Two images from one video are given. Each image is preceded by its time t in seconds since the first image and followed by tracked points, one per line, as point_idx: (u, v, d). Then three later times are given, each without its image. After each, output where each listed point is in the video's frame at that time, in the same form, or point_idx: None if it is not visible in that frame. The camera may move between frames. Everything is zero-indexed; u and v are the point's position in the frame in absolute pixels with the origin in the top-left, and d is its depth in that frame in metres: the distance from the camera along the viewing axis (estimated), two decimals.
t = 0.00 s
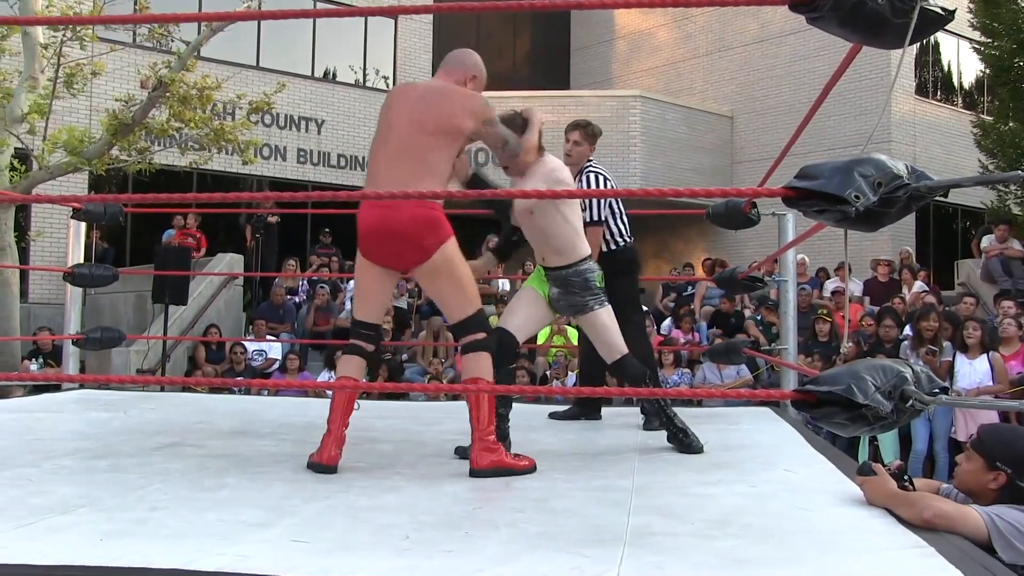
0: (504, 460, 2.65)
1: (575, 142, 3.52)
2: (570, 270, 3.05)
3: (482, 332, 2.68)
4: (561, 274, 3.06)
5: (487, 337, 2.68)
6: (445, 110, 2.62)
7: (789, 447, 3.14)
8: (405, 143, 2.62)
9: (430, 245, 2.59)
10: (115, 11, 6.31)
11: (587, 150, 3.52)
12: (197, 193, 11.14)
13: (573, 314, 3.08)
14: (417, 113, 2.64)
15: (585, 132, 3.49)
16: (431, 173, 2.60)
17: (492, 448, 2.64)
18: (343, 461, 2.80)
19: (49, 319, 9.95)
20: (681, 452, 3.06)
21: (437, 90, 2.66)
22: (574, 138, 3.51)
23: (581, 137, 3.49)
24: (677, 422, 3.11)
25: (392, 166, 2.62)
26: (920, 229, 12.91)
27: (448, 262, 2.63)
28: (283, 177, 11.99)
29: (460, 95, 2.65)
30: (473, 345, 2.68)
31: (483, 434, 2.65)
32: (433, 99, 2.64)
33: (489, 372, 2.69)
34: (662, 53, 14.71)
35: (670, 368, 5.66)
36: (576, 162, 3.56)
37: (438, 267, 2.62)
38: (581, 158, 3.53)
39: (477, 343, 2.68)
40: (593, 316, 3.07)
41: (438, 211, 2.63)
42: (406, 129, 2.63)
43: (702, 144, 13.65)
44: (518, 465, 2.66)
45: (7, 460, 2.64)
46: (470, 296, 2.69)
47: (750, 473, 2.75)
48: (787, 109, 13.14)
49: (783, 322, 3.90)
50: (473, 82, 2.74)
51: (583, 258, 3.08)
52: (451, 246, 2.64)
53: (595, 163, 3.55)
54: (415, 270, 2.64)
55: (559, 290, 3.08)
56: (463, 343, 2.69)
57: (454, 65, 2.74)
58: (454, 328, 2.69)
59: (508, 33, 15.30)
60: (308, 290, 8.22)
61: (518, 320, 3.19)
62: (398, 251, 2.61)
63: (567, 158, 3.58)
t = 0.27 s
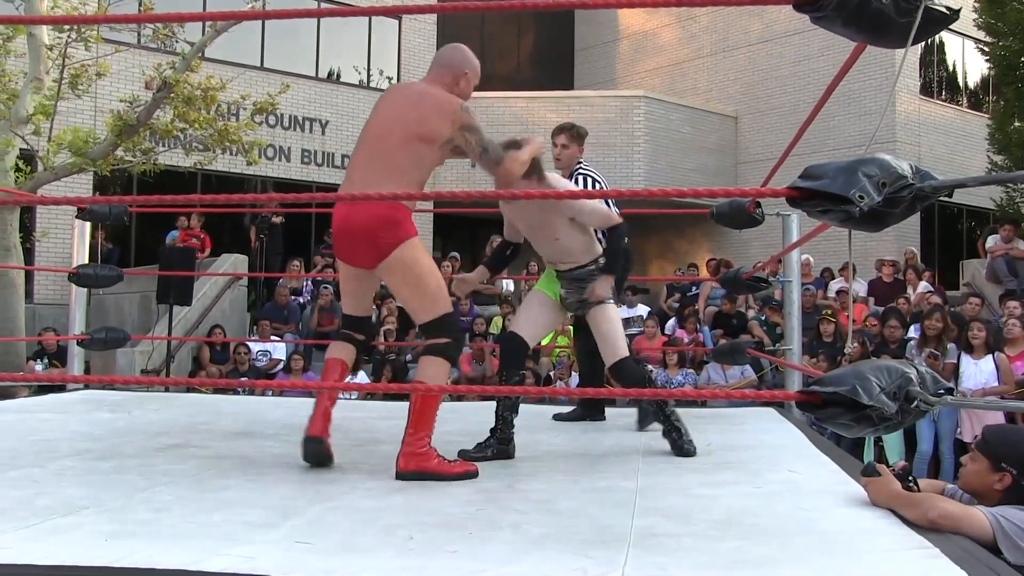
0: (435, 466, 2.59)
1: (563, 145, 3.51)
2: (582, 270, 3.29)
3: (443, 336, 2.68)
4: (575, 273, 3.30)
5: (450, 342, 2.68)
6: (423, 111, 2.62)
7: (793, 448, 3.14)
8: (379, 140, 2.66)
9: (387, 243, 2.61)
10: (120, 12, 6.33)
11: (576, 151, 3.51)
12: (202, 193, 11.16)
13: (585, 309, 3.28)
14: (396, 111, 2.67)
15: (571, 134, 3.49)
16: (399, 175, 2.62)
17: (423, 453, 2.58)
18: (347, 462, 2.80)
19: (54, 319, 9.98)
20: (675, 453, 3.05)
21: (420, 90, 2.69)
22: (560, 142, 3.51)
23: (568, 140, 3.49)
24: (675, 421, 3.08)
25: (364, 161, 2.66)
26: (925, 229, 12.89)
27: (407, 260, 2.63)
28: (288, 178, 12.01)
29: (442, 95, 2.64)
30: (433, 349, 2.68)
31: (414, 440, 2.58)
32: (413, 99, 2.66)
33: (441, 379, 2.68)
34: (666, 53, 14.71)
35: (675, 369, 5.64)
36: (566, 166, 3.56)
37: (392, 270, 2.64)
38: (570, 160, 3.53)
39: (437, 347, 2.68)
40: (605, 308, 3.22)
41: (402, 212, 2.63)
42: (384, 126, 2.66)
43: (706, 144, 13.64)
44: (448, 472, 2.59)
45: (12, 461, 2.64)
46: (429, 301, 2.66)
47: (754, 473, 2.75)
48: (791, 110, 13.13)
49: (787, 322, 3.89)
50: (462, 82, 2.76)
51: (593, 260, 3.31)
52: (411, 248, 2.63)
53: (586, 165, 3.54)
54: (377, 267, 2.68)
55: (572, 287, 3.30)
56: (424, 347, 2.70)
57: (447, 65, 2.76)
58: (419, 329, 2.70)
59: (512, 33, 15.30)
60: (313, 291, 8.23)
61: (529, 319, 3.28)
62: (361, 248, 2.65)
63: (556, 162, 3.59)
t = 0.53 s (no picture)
0: (437, 467, 2.59)
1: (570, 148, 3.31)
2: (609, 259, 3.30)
3: (435, 334, 2.68)
4: (600, 263, 3.30)
5: (443, 339, 2.68)
6: (409, 109, 2.66)
7: (799, 449, 3.14)
8: (366, 141, 2.68)
9: (376, 243, 2.62)
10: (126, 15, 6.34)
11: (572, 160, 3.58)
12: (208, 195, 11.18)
13: (606, 300, 3.30)
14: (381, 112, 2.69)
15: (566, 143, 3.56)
16: (383, 172, 2.63)
17: (425, 452, 2.59)
18: (353, 463, 2.81)
19: (60, 320, 10.01)
20: (677, 456, 3.03)
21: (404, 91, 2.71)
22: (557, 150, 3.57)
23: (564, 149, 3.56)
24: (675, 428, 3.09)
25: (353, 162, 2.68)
26: (931, 229, 12.86)
27: (396, 261, 2.63)
28: (293, 179, 12.02)
29: (421, 92, 2.69)
30: (425, 348, 2.69)
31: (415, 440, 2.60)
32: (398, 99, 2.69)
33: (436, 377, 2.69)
34: (671, 54, 14.71)
35: (680, 369, 5.63)
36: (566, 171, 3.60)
37: (381, 271, 2.64)
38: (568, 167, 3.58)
39: (429, 346, 2.68)
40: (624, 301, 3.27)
41: (388, 212, 2.65)
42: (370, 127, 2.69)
43: (711, 145, 13.62)
44: (450, 471, 2.60)
45: (19, 461, 2.65)
46: (420, 297, 2.66)
47: (760, 474, 2.75)
48: (796, 110, 13.11)
49: (793, 323, 3.89)
50: (443, 78, 2.76)
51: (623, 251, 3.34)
52: (396, 246, 2.64)
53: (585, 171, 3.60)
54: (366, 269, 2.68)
55: (595, 278, 3.30)
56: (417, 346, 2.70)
57: (426, 64, 2.78)
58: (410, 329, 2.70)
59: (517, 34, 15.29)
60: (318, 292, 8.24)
61: (548, 310, 3.31)
62: (347, 250, 2.68)
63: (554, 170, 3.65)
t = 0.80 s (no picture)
0: (443, 472, 2.58)
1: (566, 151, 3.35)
2: (594, 269, 3.27)
3: (442, 340, 2.69)
4: (586, 274, 3.27)
5: (451, 345, 2.70)
6: (419, 111, 2.65)
7: (804, 451, 3.13)
8: (377, 144, 2.67)
9: (386, 245, 2.62)
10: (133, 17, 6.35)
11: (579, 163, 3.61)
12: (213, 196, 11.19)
13: (594, 313, 3.27)
14: (391, 115, 2.69)
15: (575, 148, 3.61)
16: (394, 174, 2.62)
17: (429, 458, 2.58)
18: (356, 464, 2.81)
19: (65, 321, 10.02)
20: (681, 460, 3.00)
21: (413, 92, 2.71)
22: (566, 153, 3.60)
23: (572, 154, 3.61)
24: (679, 432, 3.07)
25: (363, 165, 2.68)
26: (936, 232, 12.84)
27: (408, 263, 2.63)
28: (298, 181, 12.03)
29: (430, 92, 2.69)
30: (431, 353, 2.69)
31: (420, 444, 2.58)
32: (407, 101, 2.69)
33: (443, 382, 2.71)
34: (676, 56, 14.70)
35: (686, 371, 5.63)
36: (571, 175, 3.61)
37: (391, 274, 2.63)
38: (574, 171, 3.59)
39: (435, 351, 2.70)
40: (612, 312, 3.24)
41: (398, 213, 2.65)
42: (380, 130, 2.68)
43: (716, 147, 13.62)
44: (456, 475, 2.59)
45: (24, 462, 2.66)
46: (429, 301, 2.67)
47: (765, 477, 2.74)
48: (801, 113, 13.09)
49: (798, 325, 3.88)
50: (451, 79, 2.77)
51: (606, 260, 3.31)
52: (407, 248, 2.63)
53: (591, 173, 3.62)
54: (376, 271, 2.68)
55: (583, 290, 3.28)
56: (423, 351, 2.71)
57: (434, 66, 2.79)
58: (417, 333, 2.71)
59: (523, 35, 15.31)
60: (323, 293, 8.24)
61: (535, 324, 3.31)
62: (357, 253, 2.67)
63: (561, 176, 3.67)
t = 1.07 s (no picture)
0: (441, 469, 2.59)
1: (577, 151, 3.49)
2: (548, 280, 3.05)
3: (435, 334, 2.68)
4: (541, 285, 3.06)
5: (444, 338, 2.68)
6: (410, 115, 2.65)
7: (809, 453, 3.13)
8: (365, 145, 2.66)
9: (376, 246, 2.63)
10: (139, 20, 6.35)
11: (588, 159, 3.51)
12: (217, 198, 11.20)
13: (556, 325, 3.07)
14: (382, 115, 2.68)
15: (586, 141, 3.47)
16: (384, 176, 2.63)
17: (428, 453, 2.59)
18: (360, 466, 2.80)
19: (69, 323, 10.03)
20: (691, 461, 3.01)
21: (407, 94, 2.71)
22: (575, 148, 3.49)
23: (583, 147, 3.47)
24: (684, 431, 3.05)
25: (351, 165, 2.67)
26: (941, 234, 12.85)
27: (396, 265, 2.64)
28: (302, 182, 12.04)
29: (422, 97, 2.69)
30: (424, 347, 2.67)
31: (420, 441, 2.58)
32: (399, 103, 2.68)
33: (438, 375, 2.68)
34: (681, 58, 14.70)
35: (689, 374, 5.62)
36: (578, 171, 3.56)
37: (381, 275, 2.64)
38: (581, 167, 3.53)
39: (429, 344, 2.67)
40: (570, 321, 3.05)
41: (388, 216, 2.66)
42: (370, 131, 2.68)
43: (720, 149, 13.63)
44: (455, 473, 2.60)
45: (29, 465, 2.65)
46: (420, 300, 2.68)
47: (770, 479, 2.74)
48: (805, 115, 13.10)
49: (803, 327, 3.88)
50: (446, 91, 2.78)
51: (561, 268, 3.09)
52: (396, 250, 2.65)
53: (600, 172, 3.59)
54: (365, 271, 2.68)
55: (539, 301, 3.07)
56: (415, 345, 2.69)
57: (428, 71, 2.79)
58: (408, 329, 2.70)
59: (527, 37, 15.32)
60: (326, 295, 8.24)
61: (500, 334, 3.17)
62: (345, 252, 2.67)
63: (567, 170, 3.57)
